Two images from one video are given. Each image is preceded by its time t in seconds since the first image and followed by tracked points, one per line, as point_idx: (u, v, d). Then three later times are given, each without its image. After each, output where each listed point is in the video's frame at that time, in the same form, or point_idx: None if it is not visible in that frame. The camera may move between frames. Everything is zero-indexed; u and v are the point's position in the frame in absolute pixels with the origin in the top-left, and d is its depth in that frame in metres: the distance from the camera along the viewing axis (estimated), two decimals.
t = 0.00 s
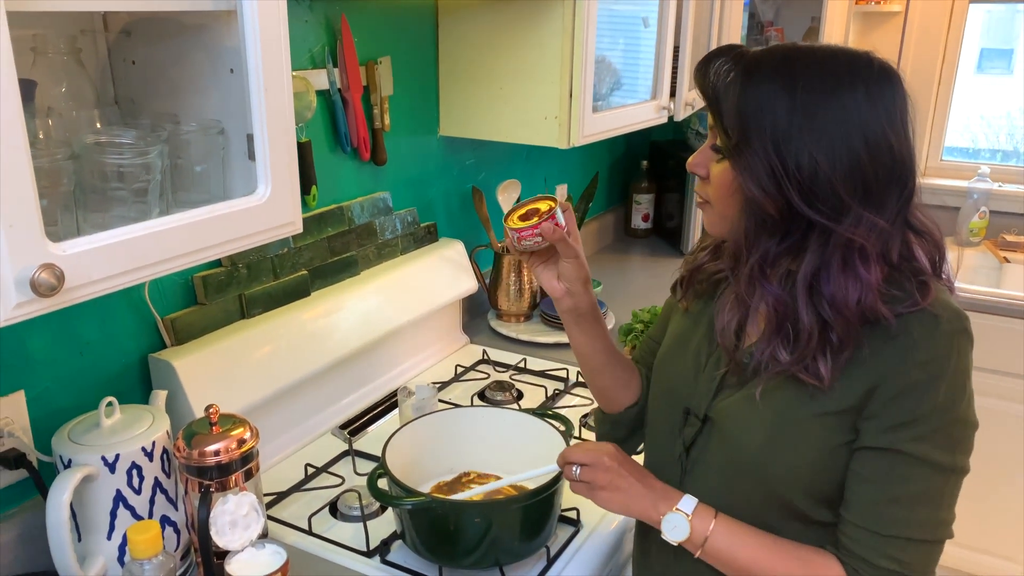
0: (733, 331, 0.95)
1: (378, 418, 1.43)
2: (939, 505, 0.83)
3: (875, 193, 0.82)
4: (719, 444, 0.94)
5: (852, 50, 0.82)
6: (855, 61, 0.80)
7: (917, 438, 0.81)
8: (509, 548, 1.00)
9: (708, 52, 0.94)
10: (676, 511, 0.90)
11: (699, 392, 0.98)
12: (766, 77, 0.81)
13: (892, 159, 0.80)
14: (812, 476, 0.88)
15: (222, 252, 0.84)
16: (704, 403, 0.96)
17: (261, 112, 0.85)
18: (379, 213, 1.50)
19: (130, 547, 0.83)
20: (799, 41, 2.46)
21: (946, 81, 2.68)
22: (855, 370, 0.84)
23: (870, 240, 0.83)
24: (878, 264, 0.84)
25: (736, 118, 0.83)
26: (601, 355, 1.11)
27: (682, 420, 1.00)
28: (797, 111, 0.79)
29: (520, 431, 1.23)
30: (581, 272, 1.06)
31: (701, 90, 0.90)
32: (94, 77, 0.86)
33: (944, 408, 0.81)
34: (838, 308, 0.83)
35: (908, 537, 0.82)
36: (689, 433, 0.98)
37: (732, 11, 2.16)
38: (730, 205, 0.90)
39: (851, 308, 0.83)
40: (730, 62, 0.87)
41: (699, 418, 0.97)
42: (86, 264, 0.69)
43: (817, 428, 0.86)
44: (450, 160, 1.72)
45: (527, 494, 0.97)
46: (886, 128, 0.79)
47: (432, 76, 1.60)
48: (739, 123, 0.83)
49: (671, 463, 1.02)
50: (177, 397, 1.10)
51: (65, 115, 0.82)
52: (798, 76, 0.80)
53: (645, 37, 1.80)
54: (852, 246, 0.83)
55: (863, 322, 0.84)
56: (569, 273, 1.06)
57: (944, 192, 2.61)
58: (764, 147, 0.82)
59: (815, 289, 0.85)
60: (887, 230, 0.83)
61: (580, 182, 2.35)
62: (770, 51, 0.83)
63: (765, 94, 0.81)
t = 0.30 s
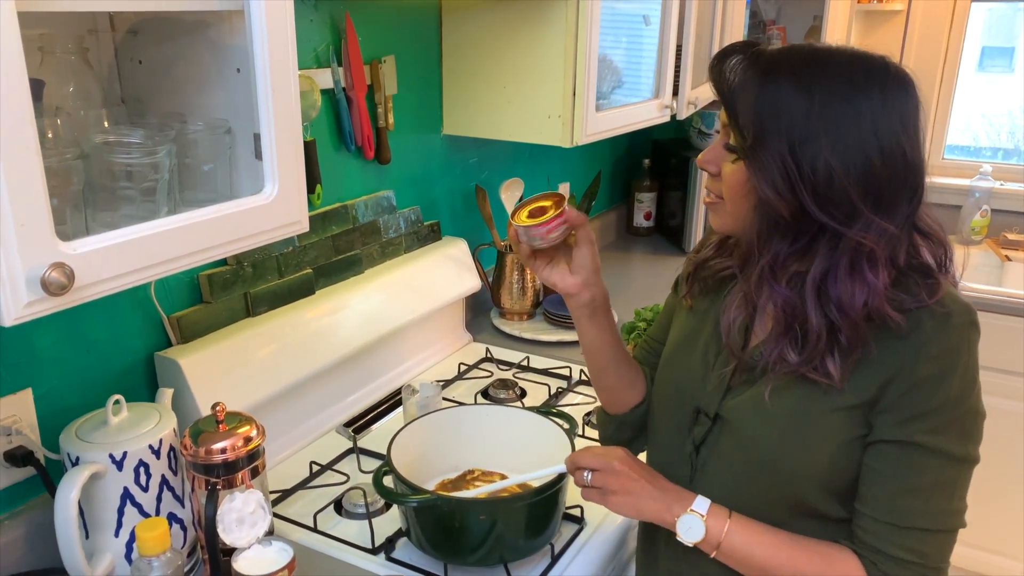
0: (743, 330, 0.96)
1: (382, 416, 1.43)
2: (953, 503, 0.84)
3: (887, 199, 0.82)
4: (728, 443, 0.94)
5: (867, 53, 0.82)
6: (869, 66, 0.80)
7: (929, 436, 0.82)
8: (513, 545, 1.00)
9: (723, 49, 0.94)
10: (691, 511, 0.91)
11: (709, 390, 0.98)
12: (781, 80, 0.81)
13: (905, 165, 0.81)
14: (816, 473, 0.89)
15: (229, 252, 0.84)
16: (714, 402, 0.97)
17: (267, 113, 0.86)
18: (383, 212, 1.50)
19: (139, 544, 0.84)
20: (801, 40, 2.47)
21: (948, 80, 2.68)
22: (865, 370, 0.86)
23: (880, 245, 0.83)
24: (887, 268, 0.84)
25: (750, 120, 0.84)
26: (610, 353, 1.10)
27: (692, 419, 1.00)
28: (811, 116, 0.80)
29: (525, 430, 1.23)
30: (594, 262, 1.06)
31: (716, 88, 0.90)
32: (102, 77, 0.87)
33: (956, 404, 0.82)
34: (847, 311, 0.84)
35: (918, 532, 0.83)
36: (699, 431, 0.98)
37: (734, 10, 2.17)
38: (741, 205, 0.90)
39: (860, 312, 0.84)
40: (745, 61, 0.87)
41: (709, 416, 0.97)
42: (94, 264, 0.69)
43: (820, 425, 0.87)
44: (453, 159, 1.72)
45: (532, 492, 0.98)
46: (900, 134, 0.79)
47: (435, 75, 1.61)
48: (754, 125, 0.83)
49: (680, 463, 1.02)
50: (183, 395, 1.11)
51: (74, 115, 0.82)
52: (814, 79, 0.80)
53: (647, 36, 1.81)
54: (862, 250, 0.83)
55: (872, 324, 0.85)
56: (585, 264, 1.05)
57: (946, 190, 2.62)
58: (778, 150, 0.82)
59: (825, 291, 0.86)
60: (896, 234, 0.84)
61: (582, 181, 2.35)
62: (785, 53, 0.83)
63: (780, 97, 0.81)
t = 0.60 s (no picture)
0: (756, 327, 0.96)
1: (386, 415, 1.44)
2: (958, 502, 0.85)
3: (899, 190, 0.83)
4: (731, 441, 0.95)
5: (870, 50, 0.83)
6: (876, 61, 0.81)
7: (934, 438, 0.83)
8: (517, 543, 1.01)
9: (723, 53, 0.94)
10: (698, 509, 0.91)
11: (714, 388, 0.99)
12: (791, 80, 0.82)
13: (914, 157, 0.81)
14: (819, 471, 0.89)
15: (235, 252, 0.85)
16: (720, 400, 0.97)
17: (273, 113, 0.86)
18: (386, 211, 1.51)
19: (146, 542, 0.85)
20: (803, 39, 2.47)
21: (950, 80, 2.68)
22: (873, 368, 0.86)
23: (896, 236, 0.83)
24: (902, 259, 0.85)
25: (761, 120, 0.84)
26: (621, 348, 1.12)
27: (698, 416, 1.01)
28: (823, 112, 0.80)
29: (528, 428, 1.24)
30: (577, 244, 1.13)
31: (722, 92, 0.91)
32: (109, 78, 0.87)
33: (964, 403, 0.83)
34: (864, 303, 0.84)
35: (922, 530, 0.84)
36: (705, 429, 0.99)
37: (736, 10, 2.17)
38: (754, 204, 0.90)
39: (877, 303, 0.84)
40: (750, 64, 0.87)
41: (715, 414, 0.98)
42: (102, 263, 0.70)
43: (822, 424, 0.88)
44: (456, 158, 1.72)
45: (535, 490, 0.98)
46: (908, 127, 0.80)
47: (439, 75, 1.61)
48: (766, 125, 0.84)
49: (685, 460, 1.03)
50: (188, 393, 1.11)
51: (81, 115, 0.83)
52: (821, 78, 0.81)
53: (650, 35, 1.81)
54: (877, 243, 0.83)
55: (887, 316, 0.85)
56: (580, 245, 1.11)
57: (948, 190, 2.62)
58: (790, 148, 0.82)
59: (842, 285, 0.86)
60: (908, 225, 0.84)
61: (584, 181, 2.35)
62: (792, 53, 0.84)
63: (791, 96, 0.82)
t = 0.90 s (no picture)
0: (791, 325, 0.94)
1: (389, 414, 1.44)
2: (961, 503, 0.85)
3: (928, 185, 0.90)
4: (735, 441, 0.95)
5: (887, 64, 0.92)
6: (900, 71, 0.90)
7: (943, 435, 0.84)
8: (521, 542, 1.01)
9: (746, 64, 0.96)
10: (736, 521, 0.89)
11: (719, 387, 0.99)
12: (854, 77, 0.85)
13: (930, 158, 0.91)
14: (820, 471, 0.90)
15: (239, 252, 0.85)
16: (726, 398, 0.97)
17: (277, 113, 0.86)
18: (390, 211, 1.51)
19: (151, 541, 0.85)
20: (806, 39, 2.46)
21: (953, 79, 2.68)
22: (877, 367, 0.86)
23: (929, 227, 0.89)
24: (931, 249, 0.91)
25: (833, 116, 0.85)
26: (631, 352, 1.12)
27: (703, 415, 1.01)
28: (885, 108, 0.85)
29: (531, 428, 1.24)
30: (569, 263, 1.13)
31: (767, 88, 0.92)
32: (114, 78, 0.88)
33: (966, 402, 0.84)
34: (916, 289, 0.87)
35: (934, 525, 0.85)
36: (711, 428, 0.99)
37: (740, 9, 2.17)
38: (810, 203, 0.88)
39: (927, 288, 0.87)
40: (798, 68, 0.89)
41: (721, 412, 0.98)
42: (107, 263, 0.70)
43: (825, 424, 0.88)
44: (459, 159, 1.73)
45: (538, 490, 0.99)
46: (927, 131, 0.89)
47: (442, 75, 1.61)
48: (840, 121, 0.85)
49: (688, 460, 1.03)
50: (192, 392, 1.12)
51: (87, 115, 0.83)
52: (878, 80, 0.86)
53: (652, 35, 1.81)
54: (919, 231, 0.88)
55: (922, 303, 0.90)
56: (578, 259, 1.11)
57: (951, 189, 2.62)
58: (855, 137, 0.85)
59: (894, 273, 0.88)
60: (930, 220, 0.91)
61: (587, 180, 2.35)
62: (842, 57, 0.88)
63: (858, 92, 0.85)
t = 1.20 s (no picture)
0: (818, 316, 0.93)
1: (391, 413, 1.44)
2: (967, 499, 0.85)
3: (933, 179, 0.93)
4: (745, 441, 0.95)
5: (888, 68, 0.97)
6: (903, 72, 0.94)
7: (953, 427, 0.85)
8: (523, 541, 1.01)
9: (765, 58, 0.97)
10: (796, 544, 0.85)
11: (726, 388, 0.99)
12: (875, 69, 0.88)
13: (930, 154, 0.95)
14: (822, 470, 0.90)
15: (241, 251, 0.85)
16: (733, 400, 0.97)
17: (280, 112, 0.86)
18: (392, 210, 1.51)
19: (154, 539, 0.85)
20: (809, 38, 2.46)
21: (956, 79, 2.67)
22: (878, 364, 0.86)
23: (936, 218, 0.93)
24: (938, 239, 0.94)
25: (861, 102, 0.87)
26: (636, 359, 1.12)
27: (711, 418, 1.01)
28: (902, 99, 0.88)
29: (533, 427, 1.24)
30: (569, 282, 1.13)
31: (786, 84, 0.93)
32: (117, 77, 0.88)
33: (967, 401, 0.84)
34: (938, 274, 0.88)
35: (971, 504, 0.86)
36: (720, 431, 0.99)
37: (742, 9, 2.16)
38: (836, 190, 0.88)
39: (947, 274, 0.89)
40: (821, 59, 0.90)
41: (730, 415, 0.98)
42: (110, 262, 0.70)
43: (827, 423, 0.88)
44: (461, 158, 1.73)
45: (541, 488, 0.99)
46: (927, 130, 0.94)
47: (444, 74, 1.61)
48: (867, 107, 0.86)
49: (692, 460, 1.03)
50: (195, 391, 1.12)
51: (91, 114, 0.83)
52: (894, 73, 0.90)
53: (655, 34, 1.81)
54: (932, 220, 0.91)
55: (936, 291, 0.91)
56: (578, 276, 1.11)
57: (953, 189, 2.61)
58: (879, 125, 0.87)
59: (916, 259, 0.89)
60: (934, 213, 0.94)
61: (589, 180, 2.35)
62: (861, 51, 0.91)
63: (881, 81, 0.87)
